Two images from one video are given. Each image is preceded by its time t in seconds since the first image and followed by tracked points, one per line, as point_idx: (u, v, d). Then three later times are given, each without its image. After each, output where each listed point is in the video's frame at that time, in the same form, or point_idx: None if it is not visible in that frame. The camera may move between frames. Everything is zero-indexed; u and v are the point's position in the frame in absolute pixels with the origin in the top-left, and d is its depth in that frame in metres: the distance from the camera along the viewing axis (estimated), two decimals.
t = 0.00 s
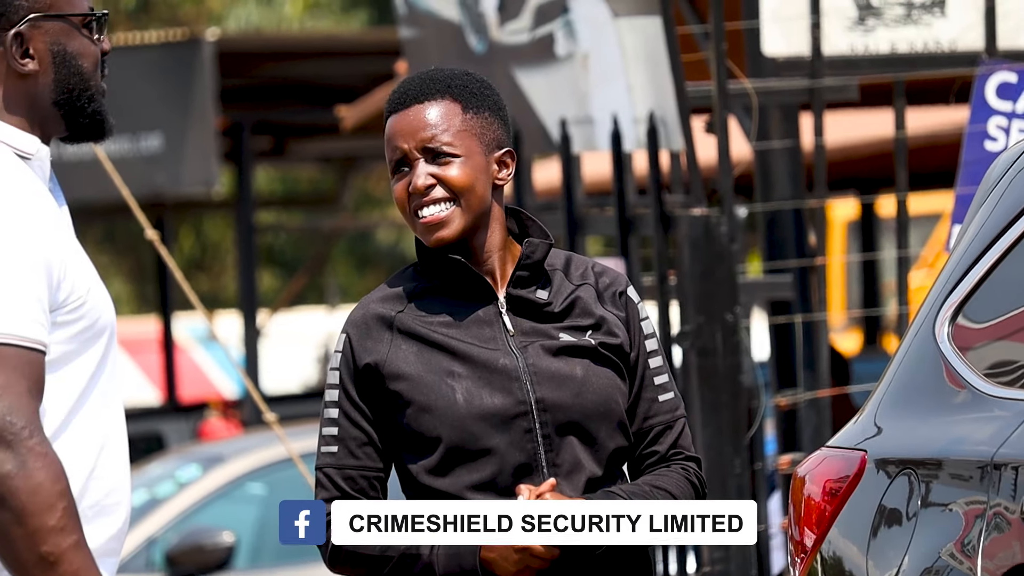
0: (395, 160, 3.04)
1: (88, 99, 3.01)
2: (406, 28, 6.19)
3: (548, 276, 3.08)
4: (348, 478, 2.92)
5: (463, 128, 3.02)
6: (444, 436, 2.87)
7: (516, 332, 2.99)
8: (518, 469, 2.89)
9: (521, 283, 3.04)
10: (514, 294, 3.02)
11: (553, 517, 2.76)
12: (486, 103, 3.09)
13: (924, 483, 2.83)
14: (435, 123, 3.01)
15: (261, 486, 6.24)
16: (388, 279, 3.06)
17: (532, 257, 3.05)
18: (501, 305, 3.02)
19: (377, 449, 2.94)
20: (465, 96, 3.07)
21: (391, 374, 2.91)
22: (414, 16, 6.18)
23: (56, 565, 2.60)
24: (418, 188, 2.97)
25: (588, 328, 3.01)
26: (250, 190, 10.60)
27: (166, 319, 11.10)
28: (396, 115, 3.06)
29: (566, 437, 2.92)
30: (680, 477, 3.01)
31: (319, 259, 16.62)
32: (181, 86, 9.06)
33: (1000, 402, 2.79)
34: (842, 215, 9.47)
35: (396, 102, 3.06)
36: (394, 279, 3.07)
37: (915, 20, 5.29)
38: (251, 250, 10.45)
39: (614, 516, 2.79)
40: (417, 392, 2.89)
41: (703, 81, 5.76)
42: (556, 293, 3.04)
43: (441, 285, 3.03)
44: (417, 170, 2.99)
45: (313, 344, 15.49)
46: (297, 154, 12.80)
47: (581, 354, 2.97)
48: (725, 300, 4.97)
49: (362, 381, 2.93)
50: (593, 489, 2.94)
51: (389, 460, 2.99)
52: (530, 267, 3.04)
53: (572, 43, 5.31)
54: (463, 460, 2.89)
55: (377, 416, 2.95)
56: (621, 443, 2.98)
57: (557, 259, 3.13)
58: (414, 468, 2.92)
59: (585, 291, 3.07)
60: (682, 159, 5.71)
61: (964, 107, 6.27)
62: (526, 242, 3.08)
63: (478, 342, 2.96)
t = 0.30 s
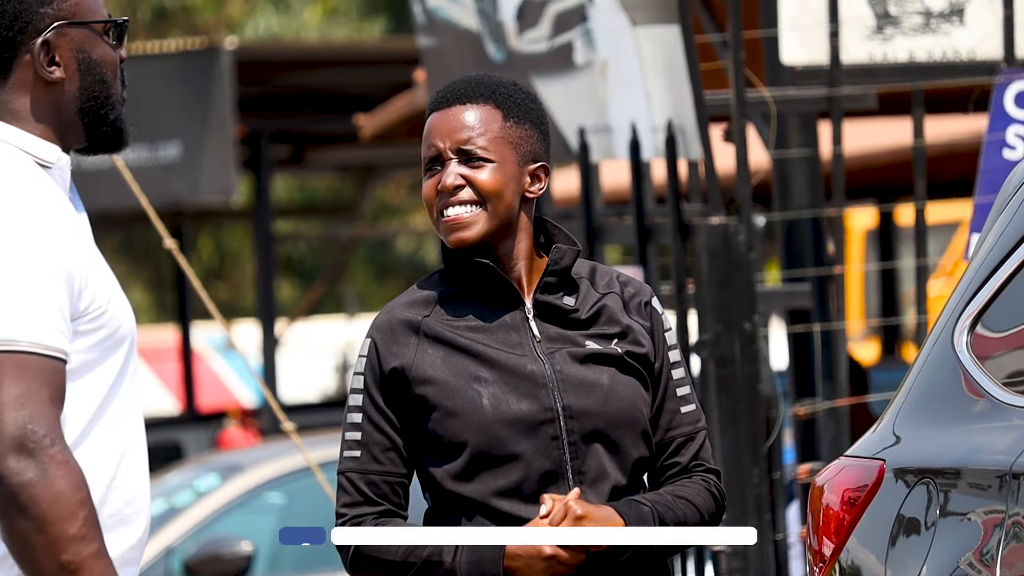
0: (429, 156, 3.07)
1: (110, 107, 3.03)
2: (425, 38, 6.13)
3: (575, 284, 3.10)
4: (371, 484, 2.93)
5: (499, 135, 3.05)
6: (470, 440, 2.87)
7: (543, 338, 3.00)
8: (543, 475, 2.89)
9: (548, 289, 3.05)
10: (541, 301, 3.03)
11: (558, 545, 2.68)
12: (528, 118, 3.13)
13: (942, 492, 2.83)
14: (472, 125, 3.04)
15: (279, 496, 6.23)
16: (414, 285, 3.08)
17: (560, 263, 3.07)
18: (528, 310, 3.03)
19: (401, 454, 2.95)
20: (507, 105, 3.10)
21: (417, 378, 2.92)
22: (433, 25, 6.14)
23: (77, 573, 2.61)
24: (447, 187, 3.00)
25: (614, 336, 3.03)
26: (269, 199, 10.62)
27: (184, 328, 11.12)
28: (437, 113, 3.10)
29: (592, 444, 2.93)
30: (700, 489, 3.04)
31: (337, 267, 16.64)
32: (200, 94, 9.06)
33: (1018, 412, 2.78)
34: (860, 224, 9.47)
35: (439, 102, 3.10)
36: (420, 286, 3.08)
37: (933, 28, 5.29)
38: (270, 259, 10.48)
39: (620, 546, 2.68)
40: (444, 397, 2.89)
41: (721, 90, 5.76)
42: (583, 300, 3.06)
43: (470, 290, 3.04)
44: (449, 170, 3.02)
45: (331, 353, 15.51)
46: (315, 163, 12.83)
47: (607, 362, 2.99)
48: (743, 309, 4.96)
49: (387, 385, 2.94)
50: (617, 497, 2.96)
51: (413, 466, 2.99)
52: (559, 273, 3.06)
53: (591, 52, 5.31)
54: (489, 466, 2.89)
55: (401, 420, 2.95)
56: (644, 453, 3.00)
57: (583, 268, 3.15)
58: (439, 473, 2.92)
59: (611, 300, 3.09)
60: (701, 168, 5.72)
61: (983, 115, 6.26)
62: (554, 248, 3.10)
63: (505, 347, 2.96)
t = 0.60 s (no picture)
0: (464, 166, 3.08)
1: (126, 121, 3.05)
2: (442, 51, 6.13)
3: (603, 297, 3.11)
4: (395, 492, 2.94)
5: (536, 150, 3.06)
6: (498, 450, 2.88)
7: (571, 349, 3.01)
8: (569, 487, 2.90)
9: (579, 300, 3.06)
10: (570, 312, 3.05)
11: None
12: (565, 134, 3.13)
13: (958, 507, 2.83)
14: (508, 138, 3.04)
15: (295, 509, 6.15)
16: (443, 294, 3.08)
17: (590, 275, 3.07)
18: (556, 321, 3.04)
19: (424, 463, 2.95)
20: (545, 120, 3.10)
21: (446, 386, 2.92)
22: (449, 39, 6.15)
23: None
24: (480, 200, 3.01)
25: (642, 350, 3.05)
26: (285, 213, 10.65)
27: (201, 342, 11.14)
28: (475, 122, 3.10)
29: (618, 457, 2.94)
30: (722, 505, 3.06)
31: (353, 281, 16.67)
32: (214, 107, 9.10)
33: None
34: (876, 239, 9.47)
35: (478, 111, 3.11)
36: (447, 295, 3.08)
37: (949, 43, 5.28)
38: (285, 272, 10.50)
39: None
40: (473, 406, 2.90)
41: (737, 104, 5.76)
42: (611, 313, 3.08)
43: (498, 301, 3.05)
44: (483, 183, 3.03)
45: (347, 367, 15.53)
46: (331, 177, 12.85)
47: (634, 376, 3.00)
48: (760, 324, 4.95)
49: (415, 393, 2.94)
50: (643, 510, 2.98)
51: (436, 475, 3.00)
52: (589, 285, 3.07)
53: (607, 66, 5.31)
54: (516, 476, 2.89)
55: (427, 430, 2.96)
56: (668, 467, 3.02)
57: (610, 282, 3.17)
58: (465, 483, 2.93)
59: (638, 314, 3.10)
60: (717, 182, 5.72)
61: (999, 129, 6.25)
62: (584, 259, 3.10)
63: (533, 358, 2.97)
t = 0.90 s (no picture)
0: (482, 179, 3.07)
1: (133, 134, 3.06)
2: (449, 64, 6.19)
3: (619, 306, 3.11)
4: (408, 500, 2.95)
5: (553, 163, 3.05)
6: (512, 460, 2.88)
7: (586, 359, 3.01)
8: (583, 499, 2.89)
9: (595, 310, 3.06)
10: (586, 322, 3.05)
11: None
12: (582, 147, 3.12)
13: (964, 519, 2.82)
14: (526, 150, 3.04)
15: (302, 523, 5.95)
16: (459, 303, 3.09)
17: (605, 285, 3.07)
18: (572, 331, 3.04)
19: (438, 472, 2.96)
20: (563, 132, 3.10)
21: (461, 396, 2.92)
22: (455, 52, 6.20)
23: None
24: (497, 214, 3.00)
25: (656, 361, 3.04)
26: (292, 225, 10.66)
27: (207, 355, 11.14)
28: (494, 135, 3.09)
29: (633, 468, 2.94)
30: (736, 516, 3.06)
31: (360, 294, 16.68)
32: (220, 119, 9.09)
33: None
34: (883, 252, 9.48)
35: (496, 124, 3.10)
36: (463, 304, 3.09)
37: (956, 56, 5.27)
38: (292, 285, 10.51)
39: None
40: (488, 415, 2.90)
41: (744, 117, 5.77)
42: (627, 323, 3.07)
43: (513, 310, 3.05)
44: (501, 196, 3.02)
45: (353, 379, 15.54)
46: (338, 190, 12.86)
47: (650, 387, 2.99)
48: (766, 336, 4.95)
49: (429, 402, 2.95)
50: (658, 522, 2.97)
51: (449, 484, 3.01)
52: (605, 295, 3.07)
53: (613, 79, 5.31)
54: (530, 487, 2.89)
55: (442, 439, 2.96)
56: (681, 478, 3.02)
57: (625, 292, 3.16)
58: (479, 492, 2.93)
59: (654, 324, 3.10)
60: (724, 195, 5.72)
61: (1005, 142, 6.25)
62: (600, 269, 3.11)
63: (549, 368, 2.97)
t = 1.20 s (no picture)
0: (490, 191, 3.07)
1: (135, 146, 3.05)
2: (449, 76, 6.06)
3: (625, 316, 3.11)
4: (413, 510, 2.94)
5: (561, 176, 3.05)
6: (516, 471, 2.88)
7: (592, 369, 3.00)
8: (587, 509, 2.89)
9: (601, 320, 3.06)
10: (592, 332, 3.04)
11: None
12: (591, 160, 3.12)
13: (964, 531, 2.82)
14: (535, 163, 3.03)
15: (302, 534, 5.90)
16: (465, 311, 3.08)
17: (611, 295, 3.07)
18: (578, 341, 3.03)
19: (443, 481, 2.96)
20: (572, 144, 3.09)
21: (467, 406, 2.92)
22: (456, 63, 6.10)
23: None
24: (505, 227, 2.99)
25: (662, 370, 3.04)
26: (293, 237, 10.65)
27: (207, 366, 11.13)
28: (503, 146, 3.09)
29: (638, 479, 2.93)
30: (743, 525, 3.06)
31: (360, 305, 16.69)
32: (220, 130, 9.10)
33: None
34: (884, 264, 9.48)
35: (505, 135, 3.09)
36: (469, 313, 3.08)
37: (956, 68, 5.28)
38: (292, 296, 10.51)
39: None
40: (493, 425, 2.90)
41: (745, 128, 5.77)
42: (633, 333, 3.07)
43: (519, 319, 3.05)
44: (509, 209, 3.02)
45: (353, 391, 15.52)
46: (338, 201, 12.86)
47: (655, 397, 2.99)
48: (766, 348, 4.95)
49: (434, 412, 2.94)
50: (662, 533, 2.97)
51: (454, 493, 3.00)
52: (611, 305, 3.06)
53: (614, 90, 5.31)
54: (534, 497, 2.89)
55: (447, 449, 2.96)
56: (686, 488, 3.01)
57: (632, 301, 3.16)
58: (483, 502, 2.93)
59: (660, 334, 3.09)
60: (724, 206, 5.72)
61: (1005, 155, 6.26)
62: (606, 279, 3.10)
63: (554, 378, 2.97)
